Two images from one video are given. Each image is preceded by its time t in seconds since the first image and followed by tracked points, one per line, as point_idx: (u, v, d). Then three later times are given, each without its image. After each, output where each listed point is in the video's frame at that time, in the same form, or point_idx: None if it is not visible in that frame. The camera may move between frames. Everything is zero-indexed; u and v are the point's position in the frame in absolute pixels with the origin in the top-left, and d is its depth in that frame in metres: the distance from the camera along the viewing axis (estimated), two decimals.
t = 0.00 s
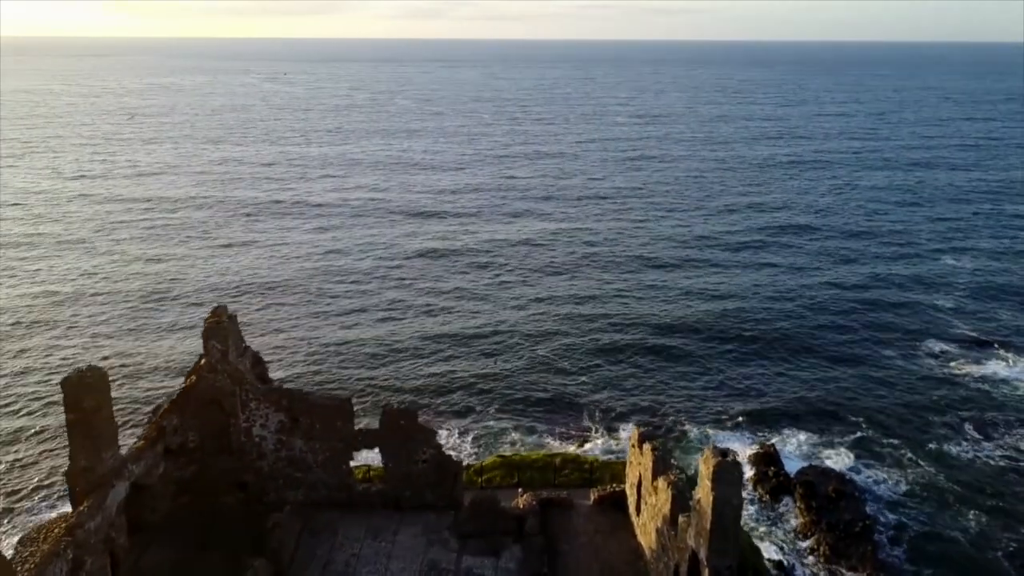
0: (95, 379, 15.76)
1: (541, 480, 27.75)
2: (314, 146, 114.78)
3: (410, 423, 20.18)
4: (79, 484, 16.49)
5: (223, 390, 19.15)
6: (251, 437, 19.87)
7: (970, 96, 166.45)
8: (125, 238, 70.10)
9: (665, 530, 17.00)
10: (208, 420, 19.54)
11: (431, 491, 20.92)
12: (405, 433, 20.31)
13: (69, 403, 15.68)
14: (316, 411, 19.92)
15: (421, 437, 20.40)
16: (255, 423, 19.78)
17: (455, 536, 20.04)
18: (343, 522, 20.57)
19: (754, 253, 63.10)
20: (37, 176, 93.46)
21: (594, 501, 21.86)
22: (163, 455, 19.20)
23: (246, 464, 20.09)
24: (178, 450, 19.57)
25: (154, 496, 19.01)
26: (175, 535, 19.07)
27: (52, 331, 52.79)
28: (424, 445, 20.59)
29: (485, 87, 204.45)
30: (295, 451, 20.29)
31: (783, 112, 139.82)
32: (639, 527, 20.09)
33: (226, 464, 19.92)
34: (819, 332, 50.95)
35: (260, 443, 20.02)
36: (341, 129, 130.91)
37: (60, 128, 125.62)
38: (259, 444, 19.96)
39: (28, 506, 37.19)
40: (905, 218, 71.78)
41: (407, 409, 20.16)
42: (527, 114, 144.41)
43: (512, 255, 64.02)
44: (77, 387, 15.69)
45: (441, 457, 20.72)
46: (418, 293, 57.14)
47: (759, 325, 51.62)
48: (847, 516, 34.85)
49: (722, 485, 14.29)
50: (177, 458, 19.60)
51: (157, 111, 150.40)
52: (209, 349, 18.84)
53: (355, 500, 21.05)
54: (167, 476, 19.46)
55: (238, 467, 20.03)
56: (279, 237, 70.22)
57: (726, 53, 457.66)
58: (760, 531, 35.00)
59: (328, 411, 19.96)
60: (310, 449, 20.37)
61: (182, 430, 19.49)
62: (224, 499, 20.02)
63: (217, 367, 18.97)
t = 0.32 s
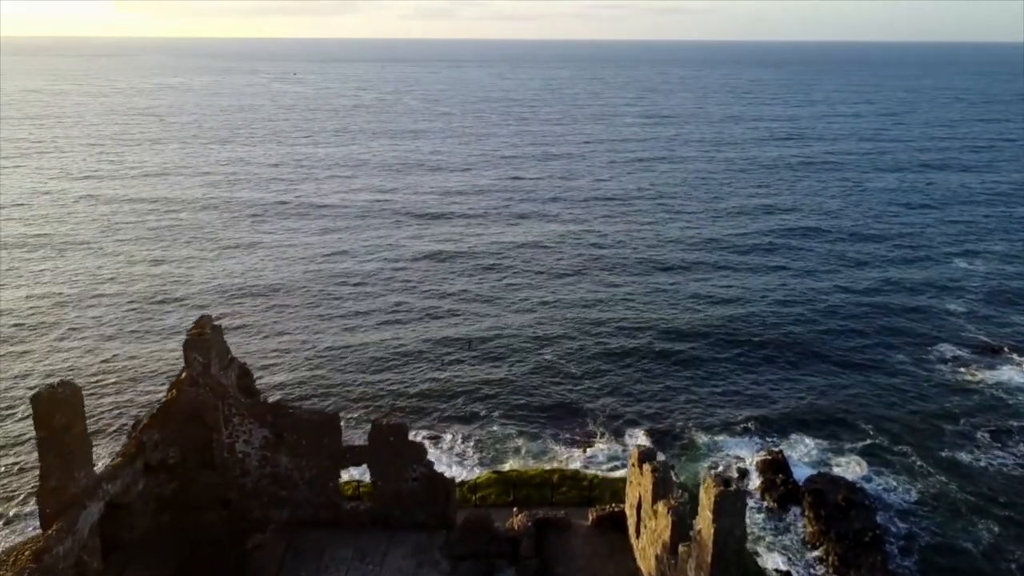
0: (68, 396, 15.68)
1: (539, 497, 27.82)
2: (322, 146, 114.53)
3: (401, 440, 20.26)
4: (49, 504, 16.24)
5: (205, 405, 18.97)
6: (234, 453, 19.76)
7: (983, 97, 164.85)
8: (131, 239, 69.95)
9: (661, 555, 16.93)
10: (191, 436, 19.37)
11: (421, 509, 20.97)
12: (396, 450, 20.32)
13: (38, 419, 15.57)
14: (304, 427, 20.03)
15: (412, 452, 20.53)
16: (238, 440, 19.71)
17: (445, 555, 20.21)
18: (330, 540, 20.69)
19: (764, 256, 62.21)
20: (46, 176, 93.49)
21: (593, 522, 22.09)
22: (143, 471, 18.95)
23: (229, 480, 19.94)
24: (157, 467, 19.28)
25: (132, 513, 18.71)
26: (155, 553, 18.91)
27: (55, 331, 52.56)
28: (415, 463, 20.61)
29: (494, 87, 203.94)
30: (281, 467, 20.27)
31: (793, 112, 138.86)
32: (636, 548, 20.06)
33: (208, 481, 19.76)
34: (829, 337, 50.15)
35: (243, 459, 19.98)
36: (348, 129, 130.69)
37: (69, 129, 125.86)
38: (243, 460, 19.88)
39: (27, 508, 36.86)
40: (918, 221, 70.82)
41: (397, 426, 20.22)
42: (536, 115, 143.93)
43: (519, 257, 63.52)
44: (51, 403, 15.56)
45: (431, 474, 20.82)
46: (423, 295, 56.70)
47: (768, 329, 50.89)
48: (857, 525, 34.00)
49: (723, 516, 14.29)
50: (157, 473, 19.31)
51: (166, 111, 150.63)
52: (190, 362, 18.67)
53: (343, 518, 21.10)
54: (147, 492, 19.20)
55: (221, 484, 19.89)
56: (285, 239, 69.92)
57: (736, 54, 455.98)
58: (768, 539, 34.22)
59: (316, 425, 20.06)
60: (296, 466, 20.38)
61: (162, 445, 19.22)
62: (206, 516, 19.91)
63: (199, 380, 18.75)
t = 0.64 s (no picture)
0: (28, 418, 16.70)
1: (528, 515, 27.13)
2: (322, 146, 113.96)
3: (381, 458, 20.56)
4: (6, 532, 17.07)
5: (174, 424, 19.61)
6: (207, 473, 20.36)
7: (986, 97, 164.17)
8: (127, 241, 69.39)
9: None
10: (161, 456, 19.98)
11: (403, 531, 21.39)
12: (377, 468, 20.61)
13: None
14: (280, 445, 20.70)
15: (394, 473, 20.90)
16: (212, 460, 20.41)
17: None
18: (308, 564, 21.19)
19: (766, 260, 61.51)
20: (45, 177, 92.94)
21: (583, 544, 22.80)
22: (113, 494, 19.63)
23: (203, 503, 20.55)
24: (128, 488, 19.97)
25: (101, 537, 19.37)
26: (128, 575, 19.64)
27: (49, 334, 52.02)
28: (397, 484, 20.97)
29: (496, 87, 203.28)
30: (257, 487, 20.93)
31: (795, 113, 138.28)
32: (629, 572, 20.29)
33: (181, 503, 20.38)
34: (831, 342, 49.45)
35: (218, 480, 20.61)
36: (349, 129, 130.20)
37: (69, 129, 125.38)
38: (217, 480, 20.50)
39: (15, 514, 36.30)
40: (921, 223, 70.11)
41: (378, 445, 20.65)
42: (537, 115, 143.35)
43: (519, 259, 62.92)
44: (10, 424, 16.52)
45: (413, 495, 21.22)
46: (422, 299, 56.11)
47: (770, 334, 50.21)
48: (859, 533, 33.32)
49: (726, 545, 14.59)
50: (128, 497, 20.00)
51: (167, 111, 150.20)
52: (161, 379, 19.37)
53: (323, 539, 21.61)
54: (119, 515, 19.88)
55: (193, 506, 20.47)
56: (283, 241, 69.38)
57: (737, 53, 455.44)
58: (768, 547, 33.52)
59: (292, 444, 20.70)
60: (273, 487, 21.03)
61: (132, 465, 19.86)
62: (180, 539, 20.56)
63: (168, 397, 19.45)
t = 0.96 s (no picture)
0: None
1: (525, 536, 27.32)
2: (327, 147, 113.57)
3: (370, 479, 19.93)
4: None
5: (150, 439, 18.78)
6: (185, 493, 19.51)
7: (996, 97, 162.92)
8: (130, 242, 69.04)
9: None
10: (138, 474, 18.92)
11: (392, 555, 20.38)
12: (364, 489, 19.98)
13: None
14: (261, 464, 19.96)
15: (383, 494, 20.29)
16: (191, 479, 19.62)
17: None
18: None
19: (774, 263, 60.62)
20: (50, 178, 92.76)
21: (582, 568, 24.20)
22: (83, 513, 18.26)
23: (180, 525, 19.50)
24: (102, 508, 18.70)
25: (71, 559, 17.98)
26: None
27: (50, 335, 51.56)
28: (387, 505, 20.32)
29: (502, 87, 202.74)
30: (239, 509, 19.97)
31: (802, 113, 137.40)
32: None
33: (159, 524, 19.26)
34: (839, 347, 48.64)
35: (197, 500, 19.78)
36: (355, 130, 129.86)
37: (76, 129, 125.33)
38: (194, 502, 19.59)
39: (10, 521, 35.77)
40: (932, 225, 69.23)
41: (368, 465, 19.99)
42: (544, 115, 142.85)
43: (523, 262, 62.29)
44: None
45: (401, 517, 20.47)
46: (426, 302, 55.51)
47: (778, 339, 49.41)
48: (869, 543, 32.42)
49: None
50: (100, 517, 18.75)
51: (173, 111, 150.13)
52: (138, 395, 18.68)
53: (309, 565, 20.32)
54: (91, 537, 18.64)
55: (171, 527, 19.38)
56: (286, 242, 68.92)
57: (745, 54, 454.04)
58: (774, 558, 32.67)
59: (274, 463, 20.01)
60: (255, 508, 20.06)
61: (106, 486, 18.68)
62: (157, 562, 19.27)
63: (145, 413, 18.80)
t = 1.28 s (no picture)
0: None
1: (520, 561, 26.93)
2: (337, 147, 113.25)
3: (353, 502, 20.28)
4: None
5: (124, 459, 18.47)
6: (163, 516, 18.83)
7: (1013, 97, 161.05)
8: (138, 242, 68.74)
9: None
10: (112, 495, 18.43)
11: None
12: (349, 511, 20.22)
13: None
14: (244, 486, 19.75)
15: (369, 518, 20.46)
16: (170, 501, 19.02)
17: None
18: None
19: (786, 267, 59.68)
20: (59, 178, 92.71)
21: None
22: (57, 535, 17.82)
23: (158, 549, 18.57)
24: (77, 531, 18.10)
25: None
26: None
27: (55, 337, 51.20)
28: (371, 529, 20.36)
29: (512, 87, 201.98)
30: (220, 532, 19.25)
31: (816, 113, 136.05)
32: None
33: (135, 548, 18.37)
34: (853, 353, 47.67)
35: (175, 524, 18.96)
36: (365, 130, 129.43)
37: (87, 129, 125.45)
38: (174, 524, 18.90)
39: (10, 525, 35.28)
40: (948, 227, 68.11)
41: (351, 489, 20.39)
42: (555, 116, 142.21)
43: (532, 265, 61.58)
44: None
45: (388, 542, 20.39)
46: (433, 305, 54.90)
47: (790, 345, 48.52)
48: (881, 555, 31.60)
49: None
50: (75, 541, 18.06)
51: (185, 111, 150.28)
52: (112, 415, 18.56)
53: None
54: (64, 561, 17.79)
55: (148, 552, 18.45)
56: (293, 244, 68.45)
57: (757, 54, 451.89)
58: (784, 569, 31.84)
59: (257, 485, 19.94)
60: (237, 530, 19.41)
61: (81, 508, 18.22)
62: None
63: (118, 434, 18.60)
